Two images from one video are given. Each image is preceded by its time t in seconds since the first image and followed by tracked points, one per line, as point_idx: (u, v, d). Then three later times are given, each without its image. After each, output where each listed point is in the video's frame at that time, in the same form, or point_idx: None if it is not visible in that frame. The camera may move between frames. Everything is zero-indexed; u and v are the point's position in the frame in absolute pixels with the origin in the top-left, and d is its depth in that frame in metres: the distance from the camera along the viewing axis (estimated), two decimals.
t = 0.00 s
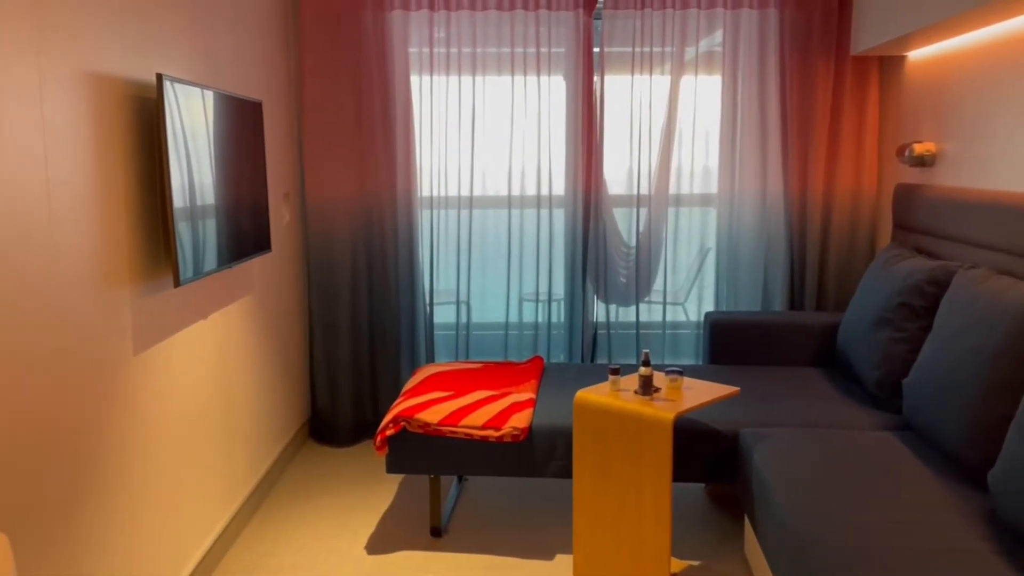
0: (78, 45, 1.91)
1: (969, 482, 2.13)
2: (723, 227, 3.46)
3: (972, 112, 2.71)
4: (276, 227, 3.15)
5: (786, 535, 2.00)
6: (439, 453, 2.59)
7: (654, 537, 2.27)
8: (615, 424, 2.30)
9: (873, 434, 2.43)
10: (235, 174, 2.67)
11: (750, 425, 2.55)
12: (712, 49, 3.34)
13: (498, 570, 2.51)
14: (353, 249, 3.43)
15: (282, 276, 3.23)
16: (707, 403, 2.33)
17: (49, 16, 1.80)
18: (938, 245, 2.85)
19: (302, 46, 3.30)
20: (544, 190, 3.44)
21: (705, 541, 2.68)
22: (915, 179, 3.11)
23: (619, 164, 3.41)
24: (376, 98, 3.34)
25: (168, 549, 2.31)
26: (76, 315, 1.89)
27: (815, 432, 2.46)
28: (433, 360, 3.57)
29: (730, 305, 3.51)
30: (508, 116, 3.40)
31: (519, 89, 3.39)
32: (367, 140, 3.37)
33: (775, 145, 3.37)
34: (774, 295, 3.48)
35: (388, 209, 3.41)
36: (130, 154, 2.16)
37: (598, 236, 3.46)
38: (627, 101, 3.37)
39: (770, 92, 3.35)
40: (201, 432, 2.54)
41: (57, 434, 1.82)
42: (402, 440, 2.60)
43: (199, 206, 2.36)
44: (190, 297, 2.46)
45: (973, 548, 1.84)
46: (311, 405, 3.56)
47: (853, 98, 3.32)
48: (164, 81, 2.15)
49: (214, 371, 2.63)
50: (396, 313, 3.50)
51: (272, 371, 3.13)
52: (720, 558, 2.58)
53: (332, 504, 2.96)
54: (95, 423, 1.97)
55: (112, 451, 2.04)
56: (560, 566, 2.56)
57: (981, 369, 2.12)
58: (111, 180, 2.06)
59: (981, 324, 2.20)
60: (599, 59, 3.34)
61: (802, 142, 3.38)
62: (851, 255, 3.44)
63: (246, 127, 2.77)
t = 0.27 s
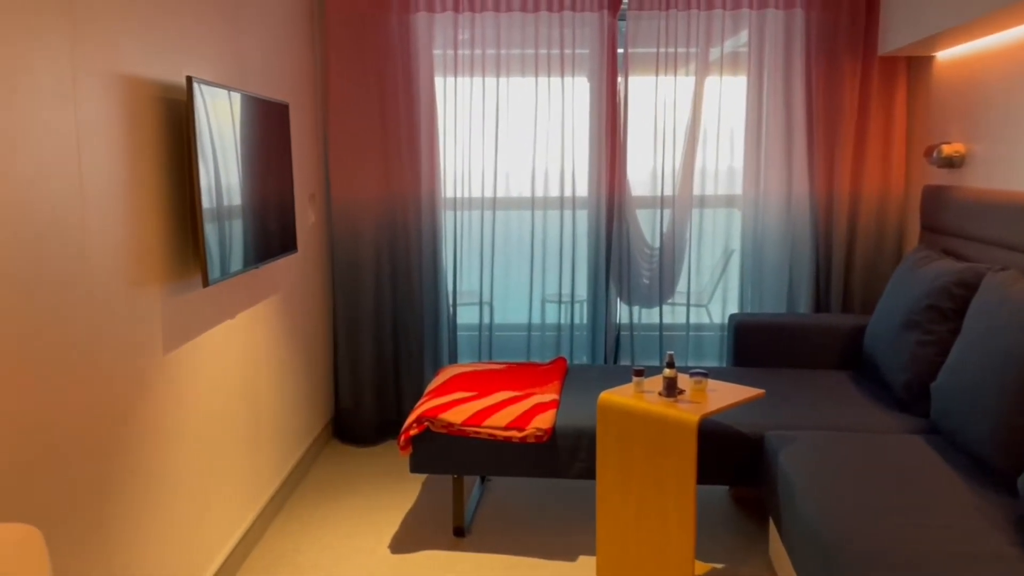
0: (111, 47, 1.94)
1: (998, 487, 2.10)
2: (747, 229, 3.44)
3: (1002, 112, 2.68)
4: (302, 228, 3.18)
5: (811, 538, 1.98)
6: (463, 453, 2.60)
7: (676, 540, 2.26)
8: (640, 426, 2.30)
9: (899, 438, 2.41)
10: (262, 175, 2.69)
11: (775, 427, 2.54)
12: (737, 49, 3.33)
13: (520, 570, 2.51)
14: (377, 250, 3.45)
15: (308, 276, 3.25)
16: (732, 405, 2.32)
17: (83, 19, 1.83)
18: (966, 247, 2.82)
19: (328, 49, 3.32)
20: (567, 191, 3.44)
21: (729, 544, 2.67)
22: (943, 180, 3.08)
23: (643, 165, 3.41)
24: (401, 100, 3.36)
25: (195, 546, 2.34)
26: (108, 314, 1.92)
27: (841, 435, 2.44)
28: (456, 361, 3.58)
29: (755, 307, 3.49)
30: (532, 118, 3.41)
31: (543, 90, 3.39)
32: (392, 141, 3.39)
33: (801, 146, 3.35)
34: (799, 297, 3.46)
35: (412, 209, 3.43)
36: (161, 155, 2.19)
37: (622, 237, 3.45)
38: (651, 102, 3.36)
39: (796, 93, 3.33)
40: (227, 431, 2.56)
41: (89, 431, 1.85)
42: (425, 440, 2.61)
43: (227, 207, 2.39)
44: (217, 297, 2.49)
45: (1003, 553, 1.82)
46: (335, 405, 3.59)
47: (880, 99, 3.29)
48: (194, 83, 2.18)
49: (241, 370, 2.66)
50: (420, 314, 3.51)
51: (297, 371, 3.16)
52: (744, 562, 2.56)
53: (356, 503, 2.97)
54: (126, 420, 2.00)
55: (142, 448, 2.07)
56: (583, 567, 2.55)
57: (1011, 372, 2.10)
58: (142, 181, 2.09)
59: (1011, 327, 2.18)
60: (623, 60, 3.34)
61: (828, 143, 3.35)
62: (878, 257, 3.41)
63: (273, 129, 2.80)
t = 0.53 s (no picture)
0: (142, 49, 1.97)
1: None
2: (772, 230, 3.41)
3: None
4: (327, 228, 3.20)
5: (838, 541, 1.97)
6: (487, 454, 2.60)
7: (701, 542, 2.25)
8: (665, 428, 2.29)
9: (928, 441, 2.38)
10: (288, 176, 2.72)
11: (801, 430, 2.52)
12: (763, 49, 3.31)
13: (544, 571, 2.51)
14: (401, 250, 3.47)
15: (332, 276, 3.28)
16: (758, 407, 2.31)
17: (115, 20, 1.86)
18: (996, 248, 2.78)
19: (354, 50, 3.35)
20: (591, 192, 3.44)
21: (754, 547, 2.65)
22: (973, 180, 3.04)
23: (667, 166, 3.40)
24: (426, 100, 3.37)
25: (222, 542, 2.36)
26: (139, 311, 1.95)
27: (869, 438, 2.41)
28: (479, 361, 3.58)
29: (780, 308, 3.47)
30: (555, 118, 3.41)
31: (567, 91, 3.39)
32: (416, 141, 3.40)
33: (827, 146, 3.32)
34: (825, 299, 3.43)
35: (436, 210, 3.44)
36: (190, 156, 2.22)
37: (646, 238, 3.44)
38: (675, 103, 3.35)
39: (823, 93, 3.30)
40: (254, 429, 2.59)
41: (120, 427, 1.88)
42: (449, 440, 2.62)
43: (254, 207, 2.41)
44: (244, 296, 2.52)
45: None
46: (359, 404, 3.61)
47: (908, 99, 3.26)
48: (223, 84, 2.21)
49: (267, 369, 2.69)
50: (444, 314, 3.52)
51: (322, 370, 3.18)
52: (769, 565, 2.54)
53: (379, 502, 2.99)
54: (155, 417, 2.03)
55: (171, 444, 2.10)
56: (607, 569, 2.55)
57: None
58: (172, 181, 2.12)
59: None
60: (647, 60, 3.33)
61: (855, 143, 3.32)
62: (906, 259, 3.37)
63: (299, 130, 2.82)
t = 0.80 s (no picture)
0: (172, 49, 1.99)
1: None
2: (798, 230, 3.38)
3: None
4: (352, 228, 3.22)
5: (866, 543, 1.94)
6: (510, 453, 2.60)
7: (726, 544, 2.23)
8: (690, 428, 2.27)
9: (957, 444, 2.35)
10: (314, 175, 2.73)
11: (828, 432, 2.49)
12: (789, 48, 3.28)
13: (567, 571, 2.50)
14: (424, 250, 3.48)
15: (356, 275, 3.29)
16: (785, 409, 2.28)
17: (145, 20, 1.88)
18: None
19: (378, 51, 3.36)
20: (615, 192, 3.43)
21: (779, 549, 2.63)
22: (1003, 180, 3.00)
23: (691, 165, 3.38)
24: (450, 100, 3.38)
25: (247, 539, 2.38)
26: (167, 309, 1.97)
27: (897, 441, 2.38)
28: (502, 361, 3.59)
29: (806, 309, 3.44)
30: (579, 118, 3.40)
31: (591, 90, 3.38)
32: (440, 141, 3.41)
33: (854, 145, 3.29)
34: (852, 300, 3.40)
35: (459, 209, 3.45)
36: (218, 155, 2.24)
37: (670, 238, 3.42)
38: (700, 102, 3.33)
39: (850, 92, 3.27)
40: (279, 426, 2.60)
41: (148, 422, 1.90)
42: (472, 439, 2.62)
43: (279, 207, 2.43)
44: (270, 295, 2.53)
45: None
46: (382, 403, 3.62)
47: (937, 97, 3.22)
48: (250, 84, 2.22)
49: (292, 367, 2.70)
50: (467, 314, 3.53)
51: (346, 369, 3.20)
52: (795, 567, 2.52)
53: (402, 501, 2.99)
54: (183, 413, 2.05)
55: (198, 440, 2.12)
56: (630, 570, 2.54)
57: None
58: (200, 180, 2.14)
59: None
60: (672, 59, 3.31)
61: (883, 143, 3.29)
62: (934, 260, 3.33)
63: (324, 129, 2.84)
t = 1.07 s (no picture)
0: (200, 48, 2.01)
1: None
2: (823, 230, 3.36)
3: None
4: (375, 227, 3.23)
5: (894, 546, 1.92)
6: (533, 453, 2.60)
7: (752, 546, 2.21)
8: (715, 429, 2.26)
9: (988, 447, 2.32)
10: (338, 174, 2.74)
11: (855, 434, 2.46)
12: (816, 46, 3.25)
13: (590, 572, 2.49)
14: (447, 249, 3.48)
15: (380, 275, 3.30)
16: (812, 411, 2.26)
17: (174, 20, 1.89)
18: None
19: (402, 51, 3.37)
20: (639, 191, 3.42)
21: (804, 552, 2.60)
22: None
23: (715, 165, 3.36)
24: (473, 100, 3.38)
25: (272, 536, 2.39)
26: (195, 306, 1.99)
27: (926, 443, 2.35)
28: (524, 361, 3.58)
29: (831, 310, 3.41)
30: (603, 117, 3.39)
31: (615, 89, 3.37)
32: (463, 141, 3.41)
33: (881, 145, 3.25)
34: (878, 301, 3.36)
35: (482, 209, 3.45)
36: (245, 154, 2.25)
37: (693, 238, 3.40)
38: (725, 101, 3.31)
39: (877, 90, 3.24)
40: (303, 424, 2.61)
41: (176, 418, 1.91)
42: (496, 439, 2.62)
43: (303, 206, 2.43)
44: (295, 293, 2.54)
45: None
46: (404, 402, 3.63)
47: (966, 95, 3.18)
48: (277, 83, 2.24)
49: (316, 366, 2.71)
50: (490, 314, 3.54)
51: (369, 368, 3.21)
52: (821, 570, 2.49)
53: (424, 500, 3.00)
54: (209, 411, 2.06)
55: (224, 437, 2.13)
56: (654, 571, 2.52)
57: None
58: (227, 179, 2.15)
59: None
60: (697, 58, 3.30)
61: (911, 142, 3.26)
62: (963, 260, 3.29)
63: (348, 129, 2.85)
